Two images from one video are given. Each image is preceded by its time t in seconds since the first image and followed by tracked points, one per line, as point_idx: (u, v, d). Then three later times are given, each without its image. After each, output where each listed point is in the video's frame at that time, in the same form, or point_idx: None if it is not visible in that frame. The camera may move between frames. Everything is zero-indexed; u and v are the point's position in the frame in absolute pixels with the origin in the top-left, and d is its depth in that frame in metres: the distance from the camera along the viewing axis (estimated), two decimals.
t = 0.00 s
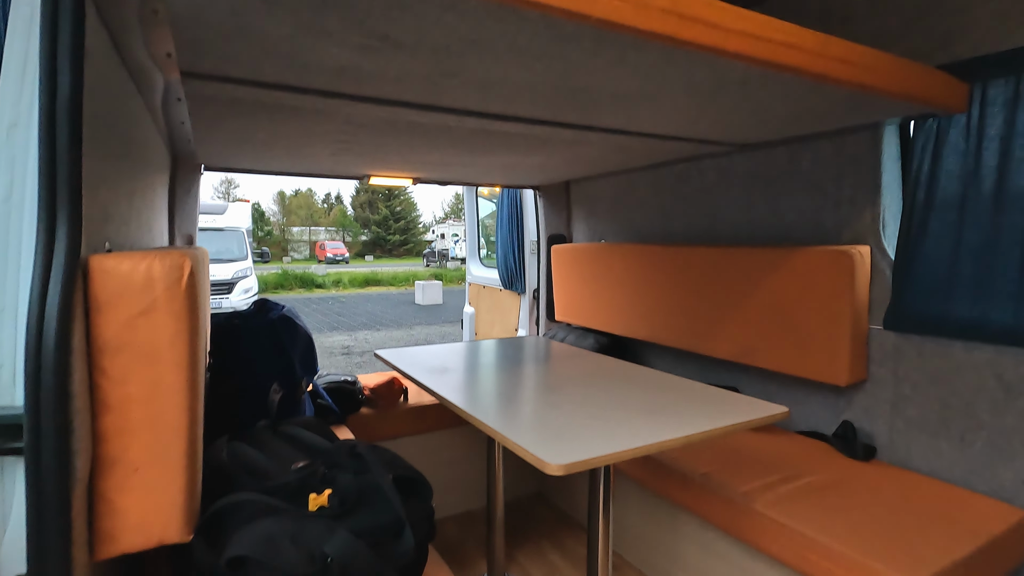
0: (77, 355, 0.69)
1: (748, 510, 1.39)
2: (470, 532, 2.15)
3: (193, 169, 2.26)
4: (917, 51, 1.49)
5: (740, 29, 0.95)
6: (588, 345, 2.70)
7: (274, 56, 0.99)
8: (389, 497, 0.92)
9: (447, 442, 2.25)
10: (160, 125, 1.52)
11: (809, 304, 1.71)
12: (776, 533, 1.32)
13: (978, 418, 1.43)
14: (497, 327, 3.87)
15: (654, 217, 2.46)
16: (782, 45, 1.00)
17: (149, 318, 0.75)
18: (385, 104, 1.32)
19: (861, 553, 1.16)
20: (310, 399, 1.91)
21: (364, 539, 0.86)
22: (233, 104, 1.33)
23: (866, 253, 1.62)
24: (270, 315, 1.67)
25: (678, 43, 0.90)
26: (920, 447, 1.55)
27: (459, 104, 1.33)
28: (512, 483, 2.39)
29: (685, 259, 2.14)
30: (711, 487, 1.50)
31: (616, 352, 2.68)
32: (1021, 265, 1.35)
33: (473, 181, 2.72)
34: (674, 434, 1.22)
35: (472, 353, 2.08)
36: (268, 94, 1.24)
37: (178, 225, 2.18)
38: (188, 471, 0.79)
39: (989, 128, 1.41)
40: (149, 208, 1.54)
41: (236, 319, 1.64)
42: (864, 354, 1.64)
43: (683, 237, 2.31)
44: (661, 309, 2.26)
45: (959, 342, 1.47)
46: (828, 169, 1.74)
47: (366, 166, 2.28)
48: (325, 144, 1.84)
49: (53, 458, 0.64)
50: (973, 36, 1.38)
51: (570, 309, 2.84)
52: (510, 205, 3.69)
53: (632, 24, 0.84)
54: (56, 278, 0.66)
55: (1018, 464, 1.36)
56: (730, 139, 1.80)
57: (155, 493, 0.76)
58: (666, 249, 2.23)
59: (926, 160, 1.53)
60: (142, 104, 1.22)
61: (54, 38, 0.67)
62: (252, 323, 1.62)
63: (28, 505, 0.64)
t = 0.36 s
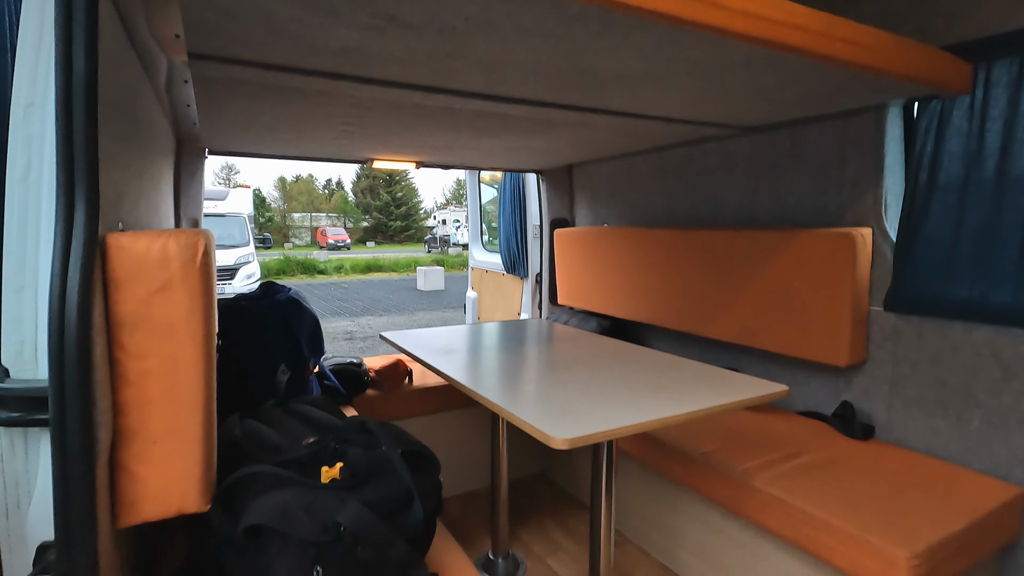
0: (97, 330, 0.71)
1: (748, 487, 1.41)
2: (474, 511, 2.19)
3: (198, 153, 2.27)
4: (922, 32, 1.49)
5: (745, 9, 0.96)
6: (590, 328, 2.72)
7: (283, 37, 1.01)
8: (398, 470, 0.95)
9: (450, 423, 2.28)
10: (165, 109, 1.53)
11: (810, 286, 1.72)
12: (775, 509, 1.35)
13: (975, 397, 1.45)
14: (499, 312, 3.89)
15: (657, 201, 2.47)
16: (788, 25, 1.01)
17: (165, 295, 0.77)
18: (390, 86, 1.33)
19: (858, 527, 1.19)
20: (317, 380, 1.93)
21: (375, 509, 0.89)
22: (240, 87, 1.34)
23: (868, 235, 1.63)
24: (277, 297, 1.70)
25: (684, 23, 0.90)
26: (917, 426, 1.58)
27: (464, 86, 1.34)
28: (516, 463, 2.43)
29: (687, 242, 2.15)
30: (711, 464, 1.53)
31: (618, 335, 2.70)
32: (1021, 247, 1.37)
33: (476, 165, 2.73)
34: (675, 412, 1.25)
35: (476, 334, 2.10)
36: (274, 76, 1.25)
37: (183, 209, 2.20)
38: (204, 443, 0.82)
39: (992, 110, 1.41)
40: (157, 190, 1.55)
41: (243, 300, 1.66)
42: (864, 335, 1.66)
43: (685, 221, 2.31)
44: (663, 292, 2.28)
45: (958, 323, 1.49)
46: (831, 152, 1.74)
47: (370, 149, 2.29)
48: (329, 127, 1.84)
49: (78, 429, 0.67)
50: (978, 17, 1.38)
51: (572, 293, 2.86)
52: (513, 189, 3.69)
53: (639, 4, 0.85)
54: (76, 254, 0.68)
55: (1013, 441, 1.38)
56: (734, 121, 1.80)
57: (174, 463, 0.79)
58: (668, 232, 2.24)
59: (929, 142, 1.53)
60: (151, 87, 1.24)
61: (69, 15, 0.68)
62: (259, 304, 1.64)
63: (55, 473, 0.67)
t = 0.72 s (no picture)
0: (104, 306, 0.71)
1: (747, 465, 1.43)
2: (476, 491, 2.21)
3: (197, 135, 2.26)
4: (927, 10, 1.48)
5: None
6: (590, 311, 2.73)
7: (283, 14, 1.00)
8: (402, 446, 0.97)
9: (451, 404, 2.30)
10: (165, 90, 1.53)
11: (809, 267, 1.73)
12: (773, 486, 1.37)
13: (972, 377, 1.46)
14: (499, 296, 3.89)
15: (657, 183, 2.46)
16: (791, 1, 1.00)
17: (170, 272, 0.77)
18: (390, 65, 1.32)
19: (854, 504, 1.21)
20: (319, 362, 1.94)
21: (380, 484, 0.91)
22: (240, 66, 1.34)
23: (868, 216, 1.63)
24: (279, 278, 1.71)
25: None
26: (914, 406, 1.59)
27: (464, 66, 1.33)
28: (517, 444, 2.46)
29: (687, 224, 2.15)
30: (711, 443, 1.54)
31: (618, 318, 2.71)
32: (1021, 227, 1.37)
33: (476, 148, 2.72)
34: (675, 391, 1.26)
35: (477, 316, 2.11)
36: (274, 55, 1.24)
37: (183, 192, 2.20)
38: (211, 418, 0.83)
39: (994, 88, 1.41)
40: (157, 172, 1.55)
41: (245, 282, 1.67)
42: (863, 316, 1.67)
43: (686, 203, 2.31)
44: (663, 274, 2.28)
45: (956, 303, 1.49)
46: (833, 132, 1.74)
47: (370, 131, 2.28)
48: (329, 109, 1.84)
49: (87, 402, 0.68)
50: None
51: (572, 276, 2.87)
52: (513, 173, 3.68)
53: None
54: (81, 231, 0.68)
55: (1009, 419, 1.40)
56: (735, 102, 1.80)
57: (182, 438, 0.80)
58: (669, 215, 2.24)
59: (931, 122, 1.53)
60: (151, 67, 1.23)
61: None
62: (261, 285, 1.65)
63: (65, 446, 0.68)
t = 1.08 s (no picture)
0: (110, 292, 0.72)
1: (745, 452, 1.45)
2: (477, 478, 2.23)
3: (197, 124, 2.26)
4: None
5: None
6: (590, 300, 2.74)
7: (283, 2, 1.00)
8: (405, 432, 0.98)
9: (452, 393, 2.32)
10: (165, 78, 1.53)
11: (810, 256, 1.73)
12: (771, 473, 1.38)
13: (969, 364, 1.48)
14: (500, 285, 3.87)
15: (658, 172, 2.46)
16: None
17: (175, 259, 0.78)
18: (391, 53, 1.32)
19: (851, 489, 1.22)
20: (321, 350, 1.95)
21: (383, 468, 0.92)
22: (240, 54, 1.33)
23: (868, 205, 1.63)
24: (281, 268, 1.72)
25: None
26: (912, 393, 1.60)
27: (465, 54, 1.33)
28: (518, 433, 2.48)
29: (688, 213, 2.15)
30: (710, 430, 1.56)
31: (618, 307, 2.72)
32: (1021, 215, 1.38)
33: (476, 137, 2.72)
34: (674, 379, 1.27)
35: (477, 305, 2.12)
36: (274, 43, 1.24)
37: (185, 181, 2.21)
38: (217, 404, 0.84)
39: (997, 77, 1.40)
40: (158, 161, 1.55)
41: (247, 271, 1.67)
42: (862, 305, 1.68)
43: (686, 192, 2.31)
44: (663, 264, 2.29)
45: (955, 292, 1.50)
46: (834, 121, 1.74)
47: (370, 120, 2.28)
48: (329, 97, 1.84)
49: (96, 388, 0.69)
50: None
51: (573, 266, 2.87)
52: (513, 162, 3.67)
53: None
54: (87, 218, 0.69)
55: (1005, 406, 1.41)
56: (736, 90, 1.79)
57: (188, 423, 0.81)
58: (669, 205, 2.24)
59: (931, 111, 1.53)
60: (151, 54, 1.23)
61: None
62: (263, 275, 1.65)
63: (74, 431, 0.69)
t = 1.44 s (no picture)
0: (118, 278, 0.73)
1: (744, 439, 1.46)
2: (479, 466, 2.26)
3: (199, 114, 2.26)
4: None
5: None
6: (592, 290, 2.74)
7: None
8: (408, 417, 0.99)
9: (455, 381, 2.33)
10: (167, 67, 1.53)
11: (811, 245, 1.74)
12: (771, 459, 1.40)
13: (969, 353, 1.48)
14: (502, 275, 3.87)
15: (660, 161, 2.46)
16: None
17: (180, 246, 0.79)
18: (392, 41, 1.32)
19: (850, 476, 1.24)
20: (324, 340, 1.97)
21: (387, 453, 0.93)
22: (242, 42, 1.33)
23: (870, 194, 1.63)
24: (284, 257, 1.72)
25: None
26: (912, 382, 1.61)
27: (467, 42, 1.33)
28: (519, 421, 2.49)
29: (690, 202, 2.15)
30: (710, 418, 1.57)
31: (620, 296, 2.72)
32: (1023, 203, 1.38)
33: (478, 126, 2.71)
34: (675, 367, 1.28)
35: (479, 294, 2.12)
36: (276, 31, 1.24)
37: (188, 171, 2.22)
38: (224, 388, 0.85)
39: (1001, 64, 1.40)
40: (161, 149, 1.55)
41: (250, 260, 1.68)
42: (863, 293, 1.68)
43: (689, 181, 2.31)
44: (665, 253, 2.29)
45: (956, 280, 1.50)
46: (837, 110, 1.73)
47: (372, 109, 2.28)
48: (331, 86, 1.84)
49: (106, 372, 0.70)
50: None
51: (574, 255, 2.87)
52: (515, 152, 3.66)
53: None
54: (94, 205, 0.70)
55: (1004, 394, 1.42)
56: (739, 78, 1.79)
57: (195, 407, 0.83)
58: (670, 194, 2.24)
59: (935, 99, 1.52)
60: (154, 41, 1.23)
61: None
62: (266, 264, 1.66)
63: (85, 414, 0.70)
